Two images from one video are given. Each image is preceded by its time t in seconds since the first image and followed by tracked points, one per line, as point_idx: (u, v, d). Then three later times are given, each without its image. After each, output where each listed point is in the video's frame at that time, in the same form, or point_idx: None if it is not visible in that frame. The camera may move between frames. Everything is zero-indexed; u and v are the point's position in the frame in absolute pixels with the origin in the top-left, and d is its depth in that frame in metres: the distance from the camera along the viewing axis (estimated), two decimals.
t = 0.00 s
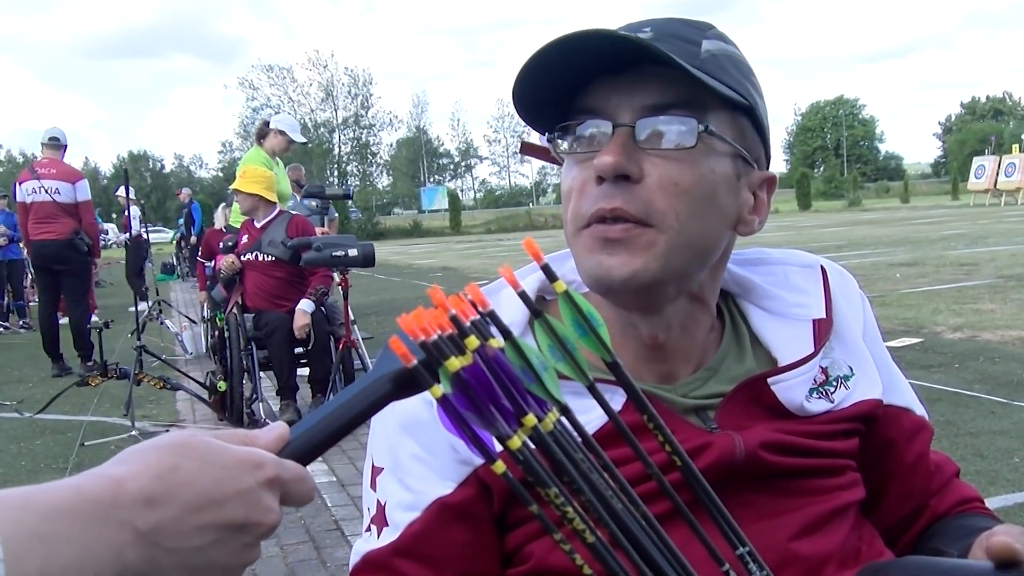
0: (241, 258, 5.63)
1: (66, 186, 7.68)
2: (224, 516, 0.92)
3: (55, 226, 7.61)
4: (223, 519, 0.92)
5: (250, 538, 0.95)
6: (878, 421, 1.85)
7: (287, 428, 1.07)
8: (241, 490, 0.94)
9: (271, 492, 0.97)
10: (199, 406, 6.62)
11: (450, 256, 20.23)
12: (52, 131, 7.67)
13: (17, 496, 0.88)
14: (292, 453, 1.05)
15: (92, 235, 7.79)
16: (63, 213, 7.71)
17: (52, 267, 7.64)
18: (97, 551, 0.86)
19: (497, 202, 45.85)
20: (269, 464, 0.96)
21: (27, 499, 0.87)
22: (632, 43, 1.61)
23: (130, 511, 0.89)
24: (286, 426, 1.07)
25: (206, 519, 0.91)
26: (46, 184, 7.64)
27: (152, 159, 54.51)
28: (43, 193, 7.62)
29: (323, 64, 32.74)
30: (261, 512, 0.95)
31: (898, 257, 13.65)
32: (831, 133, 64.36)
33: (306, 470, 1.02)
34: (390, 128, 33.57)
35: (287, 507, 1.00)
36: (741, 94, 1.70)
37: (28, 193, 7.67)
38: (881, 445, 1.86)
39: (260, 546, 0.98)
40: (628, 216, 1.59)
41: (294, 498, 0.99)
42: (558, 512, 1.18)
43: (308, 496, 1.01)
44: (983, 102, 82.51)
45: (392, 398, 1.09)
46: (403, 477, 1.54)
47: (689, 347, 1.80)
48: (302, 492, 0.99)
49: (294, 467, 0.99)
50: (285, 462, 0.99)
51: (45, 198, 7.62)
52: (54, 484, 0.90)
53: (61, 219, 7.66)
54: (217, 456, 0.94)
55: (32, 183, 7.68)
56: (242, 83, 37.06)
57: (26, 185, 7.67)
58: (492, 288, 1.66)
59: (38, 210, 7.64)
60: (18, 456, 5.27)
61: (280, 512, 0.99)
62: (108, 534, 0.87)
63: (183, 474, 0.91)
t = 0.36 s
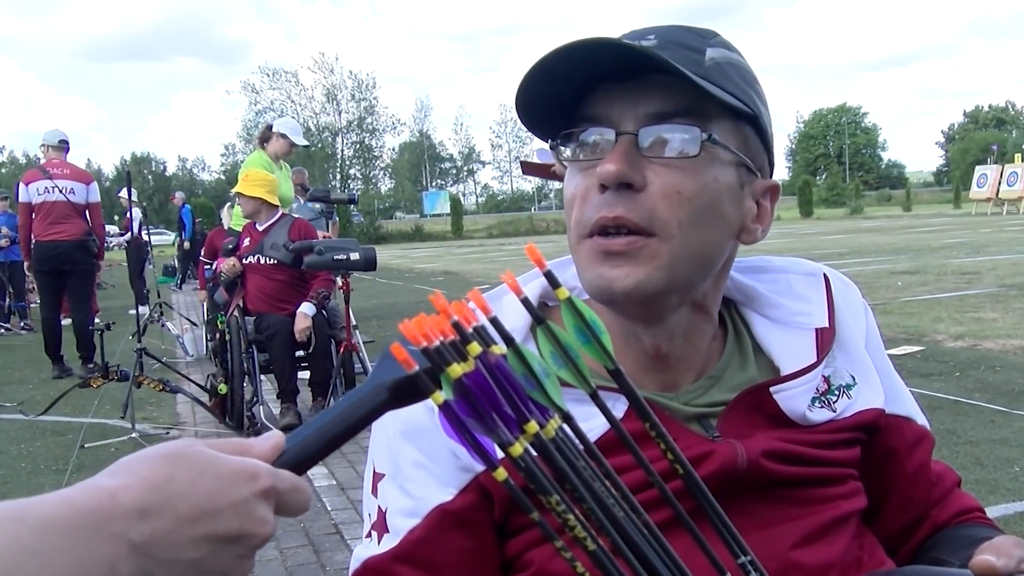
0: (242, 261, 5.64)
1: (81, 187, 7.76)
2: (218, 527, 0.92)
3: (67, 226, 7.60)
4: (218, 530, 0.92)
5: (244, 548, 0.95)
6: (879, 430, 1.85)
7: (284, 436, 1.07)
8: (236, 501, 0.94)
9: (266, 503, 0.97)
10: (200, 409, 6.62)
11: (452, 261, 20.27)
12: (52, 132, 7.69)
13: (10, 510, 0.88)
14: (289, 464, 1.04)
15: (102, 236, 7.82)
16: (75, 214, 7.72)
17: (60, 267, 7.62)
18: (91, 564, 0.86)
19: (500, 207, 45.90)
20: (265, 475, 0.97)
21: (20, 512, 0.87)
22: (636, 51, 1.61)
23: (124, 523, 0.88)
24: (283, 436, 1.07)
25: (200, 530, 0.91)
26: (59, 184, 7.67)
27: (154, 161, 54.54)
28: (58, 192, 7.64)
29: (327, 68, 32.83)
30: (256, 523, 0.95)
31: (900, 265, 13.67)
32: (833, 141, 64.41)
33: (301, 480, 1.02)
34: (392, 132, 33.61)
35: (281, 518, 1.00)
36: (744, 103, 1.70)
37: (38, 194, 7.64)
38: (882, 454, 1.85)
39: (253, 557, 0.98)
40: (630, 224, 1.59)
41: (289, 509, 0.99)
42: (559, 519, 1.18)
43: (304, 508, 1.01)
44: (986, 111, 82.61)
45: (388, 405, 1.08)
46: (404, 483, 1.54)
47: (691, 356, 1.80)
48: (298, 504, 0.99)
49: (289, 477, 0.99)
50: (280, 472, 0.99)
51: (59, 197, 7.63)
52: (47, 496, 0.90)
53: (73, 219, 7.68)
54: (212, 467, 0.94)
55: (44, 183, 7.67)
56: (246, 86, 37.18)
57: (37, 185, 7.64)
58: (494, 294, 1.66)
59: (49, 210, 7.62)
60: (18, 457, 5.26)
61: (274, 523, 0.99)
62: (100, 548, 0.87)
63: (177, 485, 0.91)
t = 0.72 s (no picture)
0: (246, 266, 5.67)
1: (95, 193, 7.86)
2: (225, 522, 0.93)
3: (84, 231, 7.67)
4: (225, 525, 0.93)
5: (250, 544, 0.96)
6: (882, 434, 1.85)
7: (287, 434, 1.07)
8: (243, 497, 0.94)
9: (272, 499, 0.97)
10: (203, 414, 6.63)
11: (455, 265, 20.29)
12: (57, 140, 7.71)
13: (15, 502, 0.88)
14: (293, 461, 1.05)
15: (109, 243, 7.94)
16: (89, 220, 7.79)
17: (71, 273, 7.63)
18: (97, 557, 0.87)
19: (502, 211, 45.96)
20: (271, 471, 0.98)
21: (26, 505, 0.88)
22: (636, 56, 1.62)
23: (130, 517, 0.89)
24: (287, 432, 1.08)
25: (206, 525, 0.92)
26: (76, 189, 7.72)
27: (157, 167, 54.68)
28: (76, 197, 7.71)
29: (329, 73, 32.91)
30: (262, 519, 0.96)
31: (903, 268, 13.66)
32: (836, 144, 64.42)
33: (306, 477, 1.03)
34: (395, 137, 33.69)
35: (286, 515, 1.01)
36: (744, 107, 1.71)
37: (53, 198, 7.59)
38: (885, 458, 1.85)
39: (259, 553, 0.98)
40: (631, 229, 1.59)
41: (293, 506, 1.00)
42: (563, 524, 1.19)
43: (308, 505, 1.02)
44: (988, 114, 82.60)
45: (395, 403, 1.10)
46: (407, 488, 1.54)
47: (694, 360, 1.81)
48: (302, 499, 1.01)
49: (295, 475, 1.00)
50: (285, 469, 1.00)
51: (77, 202, 7.69)
52: (53, 490, 0.91)
53: (88, 225, 7.74)
54: (218, 462, 0.94)
55: (59, 187, 7.64)
56: (249, 92, 37.30)
57: (54, 189, 7.61)
58: (497, 300, 1.67)
59: (63, 215, 7.60)
60: (22, 463, 5.27)
61: (279, 520, 0.99)
62: (107, 541, 0.87)
63: (184, 479, 0.92)
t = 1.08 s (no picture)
0: (247, 271, 5.67)
1: (90, 197, 7.82)
2: (217, 526, 0.93)
3: (80, 235, 7.70)
4: (219, 528, 0.93)
5: (244, 547, 0.96)
6: (880, 445, 1.85)
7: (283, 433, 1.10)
8: (236, 500, 0.94)
9: (266, 502, 0.97)
10: (204, 418, 6.63)
11: (456, 270, 20.31)
12: (52, 143, 7.74)
13: (9, 506, 0.89)
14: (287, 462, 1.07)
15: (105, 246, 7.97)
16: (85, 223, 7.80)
17: (69, 276, 7.66)
18: (89, 561, 0.88)
19: (504, 216, 46.00)
20: (265, 474, 0.97)
21: (18, 509, 0.89)
22: (635, 67, 1.63)
23: (122, 521, 0.89)
24: (281, 434, 1.11)
25: (199, 529, 0.92)
26: (72, 193, 7.74)
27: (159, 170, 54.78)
28: (71, 202, 7.71)
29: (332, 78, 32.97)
30: (256, 522, 0.96)
31: (904, 275, 13.66)
32: (837, 151, 64.45)
33: (300, 481, 1.02)
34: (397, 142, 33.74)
35: (281, 518, 1.01)
36: (744, 118, 1.72)
37: (49, 203, 7.61)
38: (883, 469, 1.86)
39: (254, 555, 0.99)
40: (631, 238, 1.59)
41: (289, 508, 1.00)
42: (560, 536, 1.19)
43: (304, 508, 1.02)
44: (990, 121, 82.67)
45: (391, 406, 1.10)
46: (404, 497, 1.55)
47: (693, 371, 1.81)
48: (297, 503, 1.00)
49: (289, 477, 1.00)
50: (281, 472, 0.99)
51: (73, 206, 7.72)
52: (47, 494, 0.92)
53: (85, 229, 7.77)
54: (211, 466, 0.94)
55: (54, 192, 7.65)
56: (251, 97, 37.36)
57: (49, 195, 7.62)
58: (494, 310, 1.67)
59: (59, 220, 7.62)
60: (22, 467, 5.27)
61: (275, 522, 0.99)
62: (98, 545, 0.88)
63: (176, 483, 0.92)
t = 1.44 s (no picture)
0: (247, 274, 5.67)
1: (76, 199, 7.82)
2: (218, 552, 0.94)
3: (69, 239, 7.68)
4: (219, 555, 0.94)
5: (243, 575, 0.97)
6: (880, 450, 1.85)
7: (284, 460, 1.08)
8: (237, 526, 0.95)
9: (266, 529, 0.98)
10: (203, 421, 6.62)
11: (456, 274, 20.33)
12: (36, 146, 7.65)
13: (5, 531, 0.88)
14: (289, 489, 1.06)
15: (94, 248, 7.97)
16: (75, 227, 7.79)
17: (60, 281, 7.71)
18: None
19: (504, 220, 46.03)
20: (266, 501, 0.98)
21: (13, 535, 0.87)
22: (636, 77, 1.63)
23: (121, 547, 0.89)
24: (284, 461, 1.09)
25: (199, 555, 0.93)
26: (59, 198, 7.70)
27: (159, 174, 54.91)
28: (59, 206, 7.67)
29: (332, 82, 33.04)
30: (256, 549, 0.97)
31: (904, 279, 13.66)
32: (837, 156, 64.51)
33: (303, 507, 1.03)
34: (397, 145, 33.79)
35: (280, 544, 1.01)
36: (743, 125, 1.72)
37: (37, 208, 7.55)
38: (882, 473, 1.85)
39: None
40: (630, 249, 1.59)
41: (288, 535, 1.01)
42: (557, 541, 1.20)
43: (303, 534, 1.03)
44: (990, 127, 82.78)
45: (394, 432, 1.11)
46: (402, 501, 1.55)
47: (692, 378, 1.81)
48: (298, 530, 1.01)
49: (290, 503, 1.01)
50: (281, 499, 1.00)
51: (60, 210, 7.68)
52: (45, 518, 0.91)
53: (73, 232, 7.75)
54: (212, 493, 0.95)
55: (42, 198, 7.59)
56: (252, 99, 37.43)
57: (36, 200, 7.55)
58: (493, 315, 1.67)
59: (47, 225, 7.59)
60: (21, 470, 5.27)
61: (273, 548, 1.00)
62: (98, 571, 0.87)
63: (177, 508, 0.93)
